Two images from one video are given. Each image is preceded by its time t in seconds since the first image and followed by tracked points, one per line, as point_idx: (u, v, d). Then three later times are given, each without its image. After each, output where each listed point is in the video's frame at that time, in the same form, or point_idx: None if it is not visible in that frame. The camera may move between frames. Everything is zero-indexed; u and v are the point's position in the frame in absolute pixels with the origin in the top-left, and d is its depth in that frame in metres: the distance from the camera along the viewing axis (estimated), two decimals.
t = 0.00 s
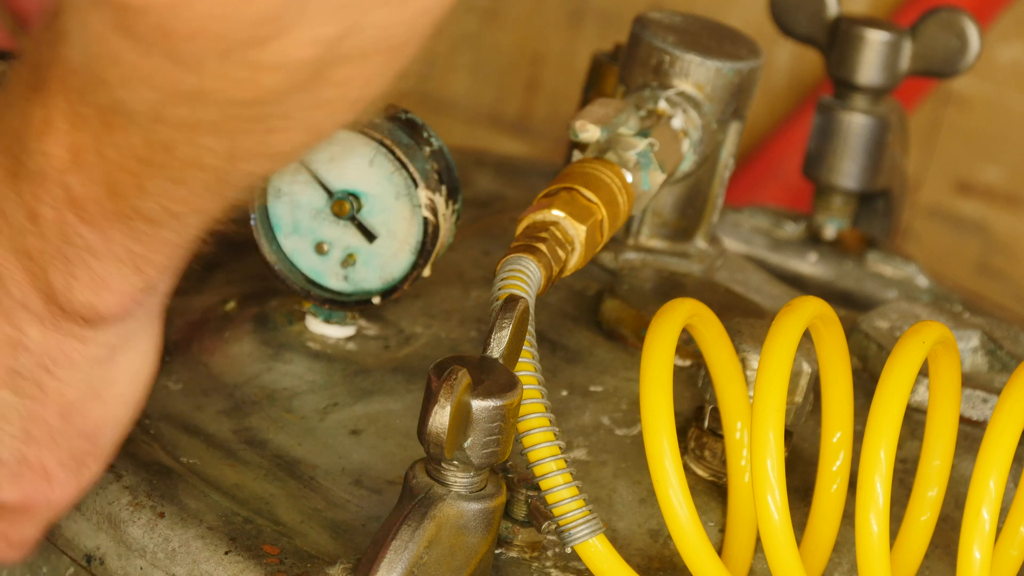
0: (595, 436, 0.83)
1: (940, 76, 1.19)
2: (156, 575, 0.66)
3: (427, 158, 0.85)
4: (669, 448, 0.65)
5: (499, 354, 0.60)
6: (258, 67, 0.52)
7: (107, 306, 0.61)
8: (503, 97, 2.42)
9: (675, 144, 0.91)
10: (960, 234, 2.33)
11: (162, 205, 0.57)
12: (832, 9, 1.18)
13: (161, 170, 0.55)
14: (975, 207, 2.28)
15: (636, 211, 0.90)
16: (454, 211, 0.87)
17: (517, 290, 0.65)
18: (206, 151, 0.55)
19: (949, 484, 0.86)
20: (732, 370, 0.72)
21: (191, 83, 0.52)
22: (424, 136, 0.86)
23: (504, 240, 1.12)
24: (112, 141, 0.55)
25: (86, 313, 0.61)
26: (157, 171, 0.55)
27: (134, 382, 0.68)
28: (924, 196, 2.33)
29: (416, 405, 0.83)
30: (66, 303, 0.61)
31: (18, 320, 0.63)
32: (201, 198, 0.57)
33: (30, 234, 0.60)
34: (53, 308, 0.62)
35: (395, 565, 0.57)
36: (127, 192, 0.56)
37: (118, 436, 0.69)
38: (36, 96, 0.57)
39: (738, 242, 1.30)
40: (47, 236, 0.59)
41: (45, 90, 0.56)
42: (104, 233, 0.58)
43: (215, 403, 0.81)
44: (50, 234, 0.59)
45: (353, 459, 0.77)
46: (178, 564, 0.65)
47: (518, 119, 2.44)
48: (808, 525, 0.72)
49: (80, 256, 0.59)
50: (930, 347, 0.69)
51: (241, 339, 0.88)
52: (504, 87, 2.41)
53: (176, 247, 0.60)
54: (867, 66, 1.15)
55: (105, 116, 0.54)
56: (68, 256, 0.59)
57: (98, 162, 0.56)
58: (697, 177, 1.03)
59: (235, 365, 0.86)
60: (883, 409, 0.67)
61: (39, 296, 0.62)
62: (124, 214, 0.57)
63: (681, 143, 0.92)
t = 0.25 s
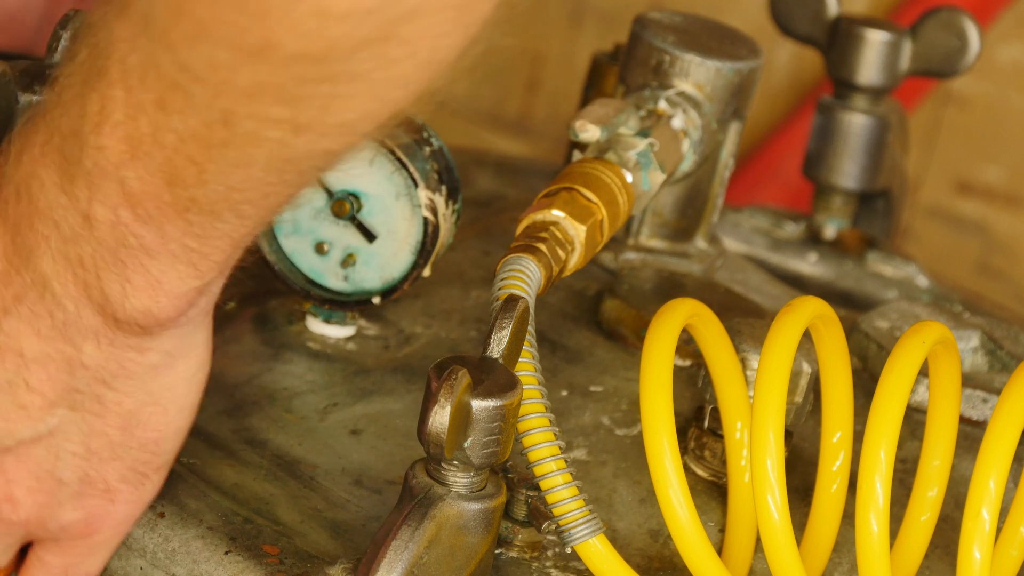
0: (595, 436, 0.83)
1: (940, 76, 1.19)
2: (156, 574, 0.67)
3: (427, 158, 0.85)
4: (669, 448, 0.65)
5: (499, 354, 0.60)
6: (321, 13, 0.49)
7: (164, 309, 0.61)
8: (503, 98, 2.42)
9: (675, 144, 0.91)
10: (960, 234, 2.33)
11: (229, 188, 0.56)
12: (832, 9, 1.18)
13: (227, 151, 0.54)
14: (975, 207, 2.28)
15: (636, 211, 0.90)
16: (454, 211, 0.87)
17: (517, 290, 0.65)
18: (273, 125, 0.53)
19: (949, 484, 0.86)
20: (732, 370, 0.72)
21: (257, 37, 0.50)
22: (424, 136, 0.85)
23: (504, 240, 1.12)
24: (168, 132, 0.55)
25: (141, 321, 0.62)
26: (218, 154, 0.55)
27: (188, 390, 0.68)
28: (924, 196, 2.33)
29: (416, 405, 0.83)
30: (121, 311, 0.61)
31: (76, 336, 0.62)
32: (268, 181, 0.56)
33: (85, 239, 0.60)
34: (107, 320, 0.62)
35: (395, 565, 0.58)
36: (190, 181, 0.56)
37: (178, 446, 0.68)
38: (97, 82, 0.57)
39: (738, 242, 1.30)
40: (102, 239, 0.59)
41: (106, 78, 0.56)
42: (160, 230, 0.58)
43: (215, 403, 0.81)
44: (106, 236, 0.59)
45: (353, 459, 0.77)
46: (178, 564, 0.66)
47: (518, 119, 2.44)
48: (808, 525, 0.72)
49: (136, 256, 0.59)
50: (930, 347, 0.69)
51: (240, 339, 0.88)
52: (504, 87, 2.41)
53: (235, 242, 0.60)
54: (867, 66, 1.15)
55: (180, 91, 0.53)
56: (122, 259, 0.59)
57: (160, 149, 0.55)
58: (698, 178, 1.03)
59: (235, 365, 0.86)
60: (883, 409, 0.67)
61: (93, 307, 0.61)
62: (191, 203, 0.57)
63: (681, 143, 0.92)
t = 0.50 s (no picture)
0: (595, 436, 0.83)
1: (940, 76, 1.19)
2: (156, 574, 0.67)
3: (427, 157, 0.85)
4: (669, 448, 0.65)
5: (499, 354, 0.60)
6: None
7: (189, 279, 0.64)
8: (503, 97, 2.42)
9: (675, 144, 0.91)
10: (960, 234, 2.33)
11: (275, 135, 0.59)
12: (832, 9, 1.18)
13: (281, 93, 0.57)
14: (975, 207, 2.28)
15: (636, 211, 0.90)
16: (454, 211, 0.87)
17: (517, 290, 0.65)
18: (330, 59, 0.56)
19: (949, 484, 0.86)
20: (732, 370, 0.72)
21: None
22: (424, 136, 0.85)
23: (504, 240, 1.12)
24: (221, 102, 0.58)
25: (167, 293, 0.64)
26: (271, 104, 0.58)
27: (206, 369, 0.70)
28: (924, 196, 2.33)
29: (416, 405, 0.83)
30: (146, 281, 0.64)
31: (98, 309, 0.65)
32: (319, 127, 0.59)
33: (117, 204, 0.62)
34: (133, 291, 0.64)
35: (395, 564, 0.58)
36: (240, 134, 0.59)
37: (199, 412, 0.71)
38: (147, 45, 0.60)
39: (738, 242, 1.30)
40: (136, 197, 0.62)
41: (159, 27, 0.59)
42: (200, 186, 0.61)
43: (215, 403, 0.81)
44: (142, 193, 0.62)
45: (353, 459, 0.77)
46: (178, 564, 0.66)
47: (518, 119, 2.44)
48: (808, 525, 0.72)
49: (169, 215, 0.62)
50: (930, 347, 0.69)
51: (240, 339, 0.88)
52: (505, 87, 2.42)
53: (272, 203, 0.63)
54: (867, 66, 1.15)
55: (246, 31, 0.56)
56: (157, 223, 0.62)
57: (206, 96, 0.58)
58: (698, 177, 1.03)
59: (235, 365, 0.86)
60: (883, 409, 0.67)
61: (117, 278, 0.64)
62: (235, 154, 0.59)
63: (681, 143, 0.92)
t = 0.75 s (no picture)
0: (595, 436, 0.83)
1: (940, 76, 1.19)
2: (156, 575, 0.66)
3: (427, 158, 0.85)
4: (669, 448, 0.65)
5: (499, 354, 0.60)
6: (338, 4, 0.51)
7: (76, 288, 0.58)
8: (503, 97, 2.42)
9: (675, 144, 0.91)
10: (960, 234, 2.33)
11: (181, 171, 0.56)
12: (832, 9, 1.18)
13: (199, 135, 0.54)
14: (975, 207, 2.28)
15: (636, 211, 0.90)
16: (454, 211, 0.87)
17: (517, 290, 0.65)
18: (253, 114, 0.54)
19: (949, 484, 0.86)
20: (732, 370, 0.72)
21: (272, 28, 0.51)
22: (424, 136, 0.85)
23: (503, 240, 1.12)
24: (135, 90, 0.53)
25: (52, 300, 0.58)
26: (180, 142, 0.54)
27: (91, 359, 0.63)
28: (924, 196, 2.33)
29: (416, 405, 0.83)
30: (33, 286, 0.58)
31: None
32: (224, 167, 0.56)
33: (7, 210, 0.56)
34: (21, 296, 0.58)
35: (395, 565, 0.57)
36: (147, 161, 0.55)
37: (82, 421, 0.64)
38: (60, 61, 0.54)
39: (738, 242, 1.30)
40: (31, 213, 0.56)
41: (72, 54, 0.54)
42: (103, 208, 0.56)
43: (215, 403, 0.81)
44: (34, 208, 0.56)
45: (353, 459, 0.77)
46: (178, 564, 0.65)
47: (518, 119, 2.44)
48: (808, 525, 0.72)
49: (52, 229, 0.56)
50: (930, 347, 0.69)
51: (241, 339, 0.88)
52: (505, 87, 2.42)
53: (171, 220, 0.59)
54: (867, 66, 1.15)
55: (167, 79, 0.52)
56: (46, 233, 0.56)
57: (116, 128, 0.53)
58: (697, 177, 1.03)
59: (235, 365, 0.85)
60: (883, 409, 0.67)
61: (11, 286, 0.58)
62: (137, 184, 0.55)
63: (681, 143, 0.92)
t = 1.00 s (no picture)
0: (595, 436, 0.83)
1: (940, 76, 1.19)
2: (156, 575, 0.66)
3: (427, 157, 0.85)
4: (669, 448, 0.65)
5: (499, 354, 0.60)
6: (279, 66, 0.52)
7: (73, 373, 0.62)
8: (503, 98, 2.42)
9: (675, 144, 0.91)
10: (960, 234, 2.33)
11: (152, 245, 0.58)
12: (832, 9, 1.18)
13: (158, 207, 0.56)
14: (975, 208, 2.28)
15: (636, 211, 0.90)
16: (454, 211, 0.87)
17: (517, 290, 0.65)
18: (209, 182, 0.56)
19: (949, 484, 0.86)
20: (732, 370, 0.72)
21: (211, 95, 0.53)
22: (424, 136, 0.85)
23: (503, 240, 1.12)
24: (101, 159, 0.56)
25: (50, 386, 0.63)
26: (146, 215, 0.56)
27: (109, 457, 0.66)
28: (924, 196, 2.33)
29: (416, 405, 0.83)
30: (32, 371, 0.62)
31: None
32: (196, 241, 0.58)
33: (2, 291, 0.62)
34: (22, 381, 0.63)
35: (395, 564, 0.57)
36: (117, 236, 0.57)
37: (104, 508, 0.67)
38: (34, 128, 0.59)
39: (738, 242, 1.30)
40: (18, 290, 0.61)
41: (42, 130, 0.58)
42: (79, 286, 0.59)
43: (215, 403, 0.81)
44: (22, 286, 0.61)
45: (353, 459, 0.77)
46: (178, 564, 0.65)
47: (518, 119, 2.44)
48: (808, 525, 0.72)
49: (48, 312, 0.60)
50: (930, 347, 0.69)
51: (241, 339, 0.88)
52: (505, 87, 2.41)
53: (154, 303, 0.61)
54: (867, 66, 1.15)
55: (122, 148, 0.55)
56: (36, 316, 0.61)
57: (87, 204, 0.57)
58: (698, 178, 1.03)
59: (235, 365, 0.85)
60: (883, 409, 0.67)
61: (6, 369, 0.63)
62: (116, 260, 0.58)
63: (681, 144, 0.92)
